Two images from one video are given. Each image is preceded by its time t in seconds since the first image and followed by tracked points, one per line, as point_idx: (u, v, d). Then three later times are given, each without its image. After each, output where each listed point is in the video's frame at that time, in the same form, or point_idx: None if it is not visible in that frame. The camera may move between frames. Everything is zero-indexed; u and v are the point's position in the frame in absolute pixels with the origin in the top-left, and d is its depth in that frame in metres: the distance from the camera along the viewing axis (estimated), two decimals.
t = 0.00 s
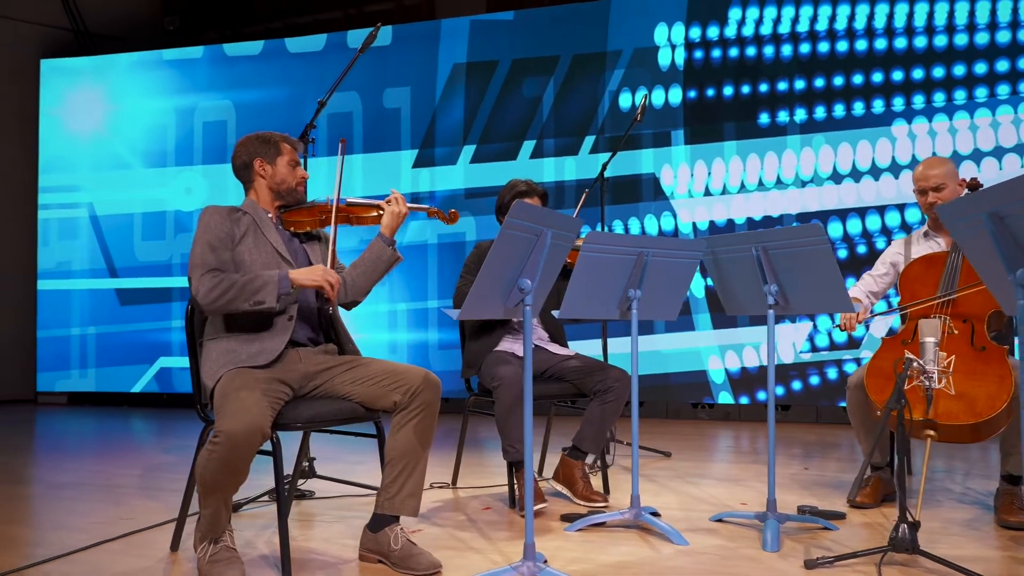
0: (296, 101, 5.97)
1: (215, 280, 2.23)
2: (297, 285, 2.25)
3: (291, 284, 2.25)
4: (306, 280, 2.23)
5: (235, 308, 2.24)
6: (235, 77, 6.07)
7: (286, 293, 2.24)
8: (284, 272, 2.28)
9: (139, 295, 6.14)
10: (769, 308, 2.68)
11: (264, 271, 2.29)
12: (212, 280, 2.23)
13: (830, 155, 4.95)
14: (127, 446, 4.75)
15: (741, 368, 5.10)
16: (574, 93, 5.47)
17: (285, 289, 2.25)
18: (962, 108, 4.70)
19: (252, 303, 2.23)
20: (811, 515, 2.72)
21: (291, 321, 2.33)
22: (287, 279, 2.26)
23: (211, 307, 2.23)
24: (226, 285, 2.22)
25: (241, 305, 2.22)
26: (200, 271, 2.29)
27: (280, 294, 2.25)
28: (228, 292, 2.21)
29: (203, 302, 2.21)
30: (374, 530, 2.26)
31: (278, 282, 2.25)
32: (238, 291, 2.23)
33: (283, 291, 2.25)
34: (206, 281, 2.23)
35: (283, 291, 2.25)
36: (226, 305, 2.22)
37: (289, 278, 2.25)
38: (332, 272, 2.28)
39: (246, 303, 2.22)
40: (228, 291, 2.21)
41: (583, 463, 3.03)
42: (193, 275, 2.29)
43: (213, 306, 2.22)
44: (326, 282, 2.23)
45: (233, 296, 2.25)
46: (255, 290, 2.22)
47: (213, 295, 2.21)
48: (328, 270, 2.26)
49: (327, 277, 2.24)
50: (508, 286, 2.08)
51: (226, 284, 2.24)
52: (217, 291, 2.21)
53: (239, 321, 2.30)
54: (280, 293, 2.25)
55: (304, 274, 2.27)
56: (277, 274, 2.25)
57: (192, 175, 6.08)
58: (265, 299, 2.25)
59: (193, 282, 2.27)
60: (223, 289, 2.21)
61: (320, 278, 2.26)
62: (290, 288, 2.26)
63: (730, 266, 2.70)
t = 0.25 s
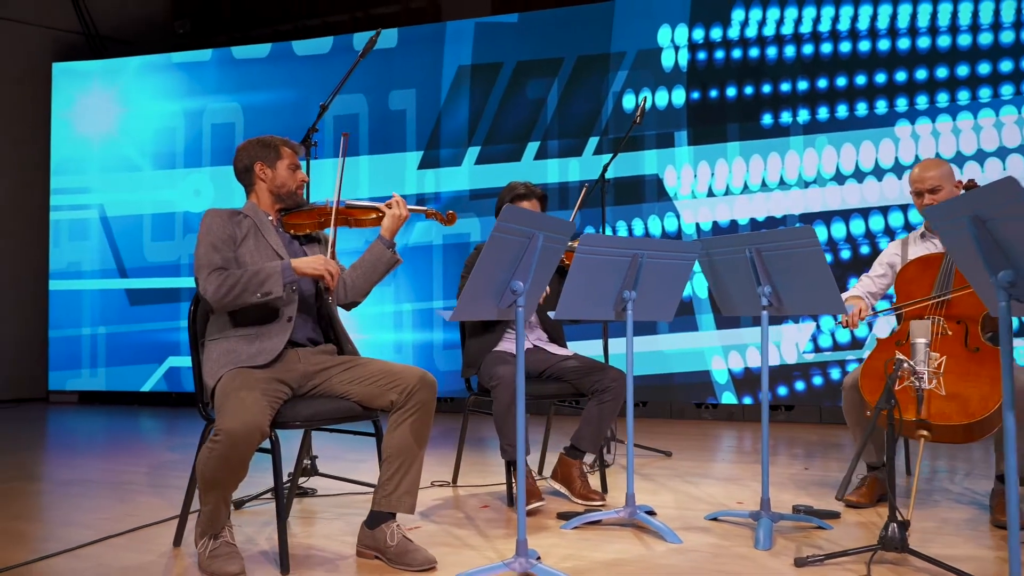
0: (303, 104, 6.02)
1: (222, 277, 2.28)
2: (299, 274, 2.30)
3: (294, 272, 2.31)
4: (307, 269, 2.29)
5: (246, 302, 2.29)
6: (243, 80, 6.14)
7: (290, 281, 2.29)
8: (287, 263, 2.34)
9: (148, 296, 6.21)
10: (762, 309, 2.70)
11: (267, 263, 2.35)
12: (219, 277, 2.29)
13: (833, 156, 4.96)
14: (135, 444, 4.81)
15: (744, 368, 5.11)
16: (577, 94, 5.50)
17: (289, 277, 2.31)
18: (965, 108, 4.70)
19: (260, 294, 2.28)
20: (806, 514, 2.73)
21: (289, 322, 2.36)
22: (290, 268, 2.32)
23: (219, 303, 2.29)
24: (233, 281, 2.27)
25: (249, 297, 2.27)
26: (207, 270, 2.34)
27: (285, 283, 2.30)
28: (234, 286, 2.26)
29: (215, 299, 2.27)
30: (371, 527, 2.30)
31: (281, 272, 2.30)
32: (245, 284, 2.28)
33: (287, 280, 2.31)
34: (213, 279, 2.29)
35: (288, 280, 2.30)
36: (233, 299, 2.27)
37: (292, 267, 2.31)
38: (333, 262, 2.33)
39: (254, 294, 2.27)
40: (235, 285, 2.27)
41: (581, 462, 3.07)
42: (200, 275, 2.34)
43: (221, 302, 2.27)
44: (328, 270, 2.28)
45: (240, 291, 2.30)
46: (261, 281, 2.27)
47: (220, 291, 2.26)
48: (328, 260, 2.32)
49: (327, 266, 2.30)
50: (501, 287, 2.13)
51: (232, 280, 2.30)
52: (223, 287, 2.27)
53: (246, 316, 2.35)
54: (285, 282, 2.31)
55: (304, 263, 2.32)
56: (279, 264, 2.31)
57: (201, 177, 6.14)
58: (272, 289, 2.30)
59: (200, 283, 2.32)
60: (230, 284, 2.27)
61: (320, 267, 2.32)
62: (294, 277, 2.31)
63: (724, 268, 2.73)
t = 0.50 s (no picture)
0: (305, 105, 6.08)
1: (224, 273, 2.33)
2: (299, 266, 2.37)
3: (293, 264, 2.38)
4: (306, 260, 2.36)
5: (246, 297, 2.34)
6: (245, 82, 6.20)
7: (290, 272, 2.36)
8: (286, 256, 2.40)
9: (152, 296, 6.27)
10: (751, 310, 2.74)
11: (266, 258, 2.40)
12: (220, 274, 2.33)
13: (830, 157, 4.99)
14: (139, 443, 4.88)
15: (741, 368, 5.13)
16: (577, 96, 5.54)
17: (289, 269, 2.37)
18: (961, 110, 4.72)
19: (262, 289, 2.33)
20: (795, 512, 2.76)
21: (285, 321, 2.41)
22: (290, 261, 2.38)
23: (223, 299, 2.33)
24: (235, 276, 2.32)
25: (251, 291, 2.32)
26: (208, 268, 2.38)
27: (286, 275, 2.36)
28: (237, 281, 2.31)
29: (219, 296, 2.31)
30: (364, 523, 2.35)
31: (281, 265, 2.36)
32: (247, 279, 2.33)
33: (287, 272, 2.37)
34: (215, 276, 2.33)
35: (288, 272, 2.36)
36: (236, 294, 2.32)
37: (291, 260, 2.37)
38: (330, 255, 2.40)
39: (256, 288, 2.32)
40: (237, 280, 2.32)
41: (574, 461, 3.11)
42: (201, 273, 2.37)
43: (225, 298, 2.32)
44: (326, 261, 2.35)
45: (242, 286, 2.35)
46: (262, 275, 2.33)
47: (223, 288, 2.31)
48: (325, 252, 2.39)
49: (325, 258, 2.37)
50: (490, 287, 2.17)
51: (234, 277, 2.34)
52: (226, 283, 2.31)
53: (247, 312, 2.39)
54: (285, 274, 2.36)
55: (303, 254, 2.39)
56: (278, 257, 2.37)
57: (204, 178, 6.20)
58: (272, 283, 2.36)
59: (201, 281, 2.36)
60: (232, 280, 2.31)
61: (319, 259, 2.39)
62: (293, 269, 2.37)
63: (714, 268, 2.76)
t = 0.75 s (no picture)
0: (303, 106, 6.12)
1: (220, 272, 2.36)
2: (292, 259, 2.40)
3: (287, 258, 2.42)
4: (300, 254, 2.39)
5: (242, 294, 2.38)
6: (243, 83, 6.24)
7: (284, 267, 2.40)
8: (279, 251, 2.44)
9: (150, 296, 6.31)
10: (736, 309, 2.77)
11: (260, 254, 2.44)
12: (216, 272, 2.36)
13: (823, 158, 5.01)
14: (136, 443, 4.92)
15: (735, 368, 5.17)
16: (572, 97, 5.57)
17: (283, 264, 2.41)
18: (953, 111, 4.74)
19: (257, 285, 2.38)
20: (780, 509, 2.80)
21: (275, 321, 2.45)
22: (283, 255, 2.42)
23: (220, 297, 2.37)
24: (230, 275, 2.35)
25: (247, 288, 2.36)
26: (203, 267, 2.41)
27: (280, 270, 2.40)
28: (233, 278, 2.35)
29: (217, 294, 2.35)
30: (353, 520, 2.38)
31: (275, 260, 2.40)
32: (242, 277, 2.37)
33: (282, 267, 2.41)
34: (211, 275, 2.37)
35: (282, 267, 2.40)
36: (234, 292, 2.36)
37: (285, 254, 2.41)
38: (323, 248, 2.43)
39: (252, 285, 2.36)
40: (234, 278, 2.35)
41: (564, 459, 3.14)
42: (196, 273, 2.40)
43: (222, 295, 2.36)
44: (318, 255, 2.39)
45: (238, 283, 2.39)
46: (257, 272, 2.37)
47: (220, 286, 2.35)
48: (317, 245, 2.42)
49: (317, 251, 2.40)
50: (475, 287, 2.20)
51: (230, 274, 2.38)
52: (223, 281, 2.35)
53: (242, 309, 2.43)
54: (279, 269, 2.41)
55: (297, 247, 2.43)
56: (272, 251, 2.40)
57: (202, 179, 6.24)
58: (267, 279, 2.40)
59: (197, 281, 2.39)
60: (228, 278, 2.35)
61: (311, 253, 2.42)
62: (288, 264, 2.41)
63: (701, 268, 2.79)
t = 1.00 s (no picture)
0: (298, 105, 6.12)
1: (209, 268, 2.37)
2: (281, 255, 2.42)
3: (276, 254, 2.42)
4: (289, 249, 2.40)
5: (231, 289, 2.38)
6: (237, 82, 6.25)
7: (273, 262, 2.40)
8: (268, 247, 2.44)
9: (143, 295, 6.33)
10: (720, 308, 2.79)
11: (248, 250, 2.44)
12: (205, 269, 2.37)
13: (814, 158, 5.03)
14: (128, 442, 4.93)
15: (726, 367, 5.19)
16: (565, 96, 5.58)
17: (272, 259, 2.41)
18: (943, 112, 4.76)
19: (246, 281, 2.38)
20: (765, 506, 2.83)
21: (261, 319, 2.45)
22: (272, 250, 2.42)
23: (210, 293, 2.37)
24: (219, 270, 2.36)
25: (236, 284, 2.37)
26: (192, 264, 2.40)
27: (269, 266, 2.40)
28: (222, 274, 2.36)
29: (206, 290, 2.36)
30: (338, 517, 2.40)
31: (265, 255, 2.41)
32: (231, 273, 2.37)
33: (271, 262, 2.41)
34: (200, 272, 2.37)
35: (271, 262, 2.41)
36: (223, 287, 2.36)
37: (274, 250, 2.42)
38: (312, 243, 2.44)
39: (242, 280, 2.36)
40: (223, 273, 2.36)
41: (552, 457, 3.16)
42: (184, 270, 2.40)
43: (212, 292, 2.36)
44: (307, 250, 2.40)
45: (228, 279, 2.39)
46: (246, 267, 2.37)
47: (209, 283, 2.35)
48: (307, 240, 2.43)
49: (306, 246, 2.41)
50: (459, 286, 2.22)
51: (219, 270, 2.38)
52: (213, 277, 2.35)
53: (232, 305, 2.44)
54: (268, 264, 2.41)
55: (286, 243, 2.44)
56: (260, 247, 2.41)
57: (196, 178, 6.25)
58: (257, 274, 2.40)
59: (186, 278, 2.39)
60: (218, 274, 2.35)
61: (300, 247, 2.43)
62: (276, 259, 2.42)
63: (686, 267, 2.81)
